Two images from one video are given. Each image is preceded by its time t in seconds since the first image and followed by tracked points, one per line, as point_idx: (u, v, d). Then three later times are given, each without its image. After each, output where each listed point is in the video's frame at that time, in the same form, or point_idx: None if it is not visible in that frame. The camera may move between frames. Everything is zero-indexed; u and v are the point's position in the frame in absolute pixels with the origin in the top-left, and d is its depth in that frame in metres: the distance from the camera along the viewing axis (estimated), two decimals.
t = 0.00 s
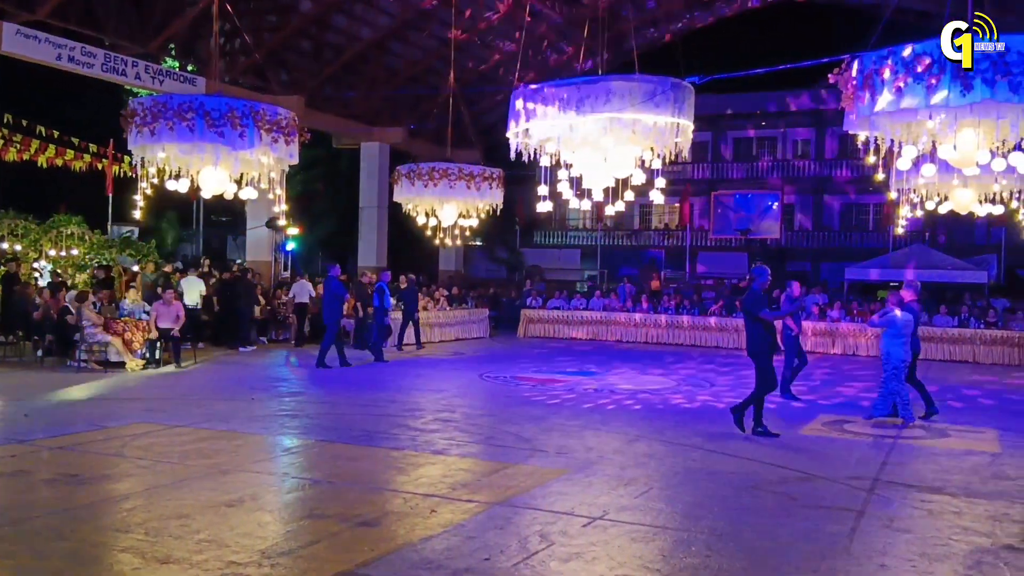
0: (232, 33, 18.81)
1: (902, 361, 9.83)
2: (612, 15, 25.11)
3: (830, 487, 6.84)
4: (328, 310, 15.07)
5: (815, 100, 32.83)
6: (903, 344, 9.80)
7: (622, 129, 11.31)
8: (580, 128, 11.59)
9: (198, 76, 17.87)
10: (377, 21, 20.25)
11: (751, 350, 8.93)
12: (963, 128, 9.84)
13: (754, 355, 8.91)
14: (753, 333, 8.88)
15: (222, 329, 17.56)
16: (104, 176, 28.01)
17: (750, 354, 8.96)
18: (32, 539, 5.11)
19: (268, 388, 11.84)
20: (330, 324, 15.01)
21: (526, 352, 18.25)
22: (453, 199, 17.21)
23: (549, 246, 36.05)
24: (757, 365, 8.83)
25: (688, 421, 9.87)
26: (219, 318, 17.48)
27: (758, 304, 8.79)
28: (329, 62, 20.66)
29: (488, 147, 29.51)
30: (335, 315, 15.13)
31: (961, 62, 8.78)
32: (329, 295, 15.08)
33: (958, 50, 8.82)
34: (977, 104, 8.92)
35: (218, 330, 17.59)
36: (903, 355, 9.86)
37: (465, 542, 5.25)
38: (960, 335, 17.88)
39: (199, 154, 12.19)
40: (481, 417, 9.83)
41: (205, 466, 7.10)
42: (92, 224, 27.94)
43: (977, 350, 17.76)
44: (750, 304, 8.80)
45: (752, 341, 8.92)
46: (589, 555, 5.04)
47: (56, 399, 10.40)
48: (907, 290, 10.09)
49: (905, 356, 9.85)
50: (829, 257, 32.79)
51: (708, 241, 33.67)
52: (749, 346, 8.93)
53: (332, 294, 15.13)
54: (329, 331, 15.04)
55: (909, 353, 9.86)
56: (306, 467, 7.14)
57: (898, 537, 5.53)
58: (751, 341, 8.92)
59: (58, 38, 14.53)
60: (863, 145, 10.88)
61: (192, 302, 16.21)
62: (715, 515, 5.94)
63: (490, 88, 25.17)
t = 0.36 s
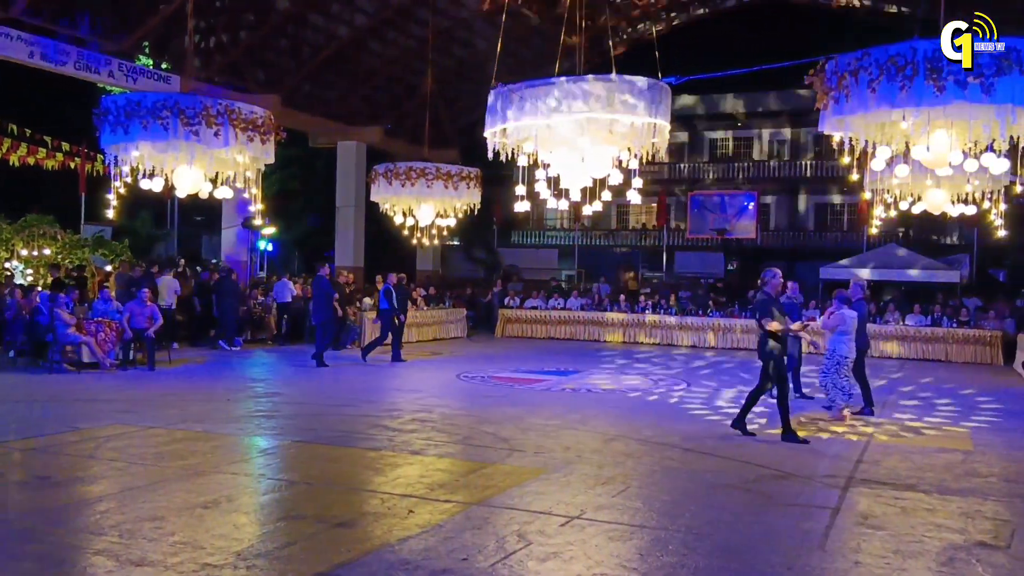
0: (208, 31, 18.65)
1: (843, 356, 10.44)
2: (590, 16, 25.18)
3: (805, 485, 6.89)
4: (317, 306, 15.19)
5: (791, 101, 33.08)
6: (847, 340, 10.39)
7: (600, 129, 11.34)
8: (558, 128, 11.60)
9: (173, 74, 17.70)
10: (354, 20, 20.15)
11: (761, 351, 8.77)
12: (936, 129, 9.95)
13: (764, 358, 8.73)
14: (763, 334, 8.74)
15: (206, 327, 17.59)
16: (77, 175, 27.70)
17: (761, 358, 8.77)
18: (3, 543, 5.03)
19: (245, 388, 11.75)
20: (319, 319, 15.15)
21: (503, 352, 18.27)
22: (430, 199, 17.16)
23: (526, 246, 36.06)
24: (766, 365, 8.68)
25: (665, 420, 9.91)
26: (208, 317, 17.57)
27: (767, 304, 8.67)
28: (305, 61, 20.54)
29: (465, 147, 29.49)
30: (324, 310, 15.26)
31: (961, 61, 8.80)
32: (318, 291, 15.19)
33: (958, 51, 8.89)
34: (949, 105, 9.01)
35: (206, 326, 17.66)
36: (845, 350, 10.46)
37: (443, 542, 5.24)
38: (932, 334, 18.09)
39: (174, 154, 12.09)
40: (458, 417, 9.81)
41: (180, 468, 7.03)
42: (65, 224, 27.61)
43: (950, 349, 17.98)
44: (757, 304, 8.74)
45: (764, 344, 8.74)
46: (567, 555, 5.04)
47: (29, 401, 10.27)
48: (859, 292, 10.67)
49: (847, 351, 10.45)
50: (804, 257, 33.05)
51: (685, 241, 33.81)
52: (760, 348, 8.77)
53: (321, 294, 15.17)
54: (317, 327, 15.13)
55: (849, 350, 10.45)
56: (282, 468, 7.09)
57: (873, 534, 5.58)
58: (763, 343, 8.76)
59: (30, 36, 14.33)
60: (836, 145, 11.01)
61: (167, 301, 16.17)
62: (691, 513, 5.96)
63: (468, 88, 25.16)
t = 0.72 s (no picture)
0: (187, 30, 18.50)
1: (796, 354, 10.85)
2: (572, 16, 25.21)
3: (786, 483, 6.92)
4: (311, 306, 15.06)
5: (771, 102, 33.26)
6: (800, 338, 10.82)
7: (582, 129, 11.33)
8: (540, 128, 11.58)
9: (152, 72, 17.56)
10: (335, 19, 20.06)
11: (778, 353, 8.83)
12: (915, 131, 10.01)
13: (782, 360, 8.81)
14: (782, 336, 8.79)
15: (191, 326, 17.51)
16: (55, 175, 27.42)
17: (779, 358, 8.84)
18: None
19: (225, 389, 11.66)
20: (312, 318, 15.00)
21: (486, 352, 18.25)
22: (413, 199, 17.11)
23: (509, 246, 36.02)
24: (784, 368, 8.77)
25: (647, 419, 9.94)
26: (194, 317, 17.51)
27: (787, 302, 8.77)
28: (286, 60, 20.44)
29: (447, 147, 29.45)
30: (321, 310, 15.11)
31: (961, 61, 8.84)
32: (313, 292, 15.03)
33: (958, 50, 8.90)
34: (928, 107, 9.11)
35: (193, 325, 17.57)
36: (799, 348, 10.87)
37: (425, 542, 5.22)
38: (911, 333, 18.24)
39: (153, 153, 12.01)
40: (441, 417, 9.79)
41: (160, 469, 6.97)
42: (43, 223, 27.33)
43: (928, 348, 18.13)
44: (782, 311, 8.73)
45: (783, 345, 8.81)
46: (549, 555, 5.03)
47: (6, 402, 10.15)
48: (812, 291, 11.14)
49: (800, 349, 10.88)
50: (785, 257, 33.23)
51: (667, 240, 33.88)
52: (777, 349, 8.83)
53: (317, 295, 15.02)
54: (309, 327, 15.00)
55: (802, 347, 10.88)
56: (264, 469, 7.05)
57: (853, 532, 5.61)
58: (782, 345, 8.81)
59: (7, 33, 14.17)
60: (816, 146, 11.05)
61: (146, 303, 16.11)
62: (673, 513, 5.98)
63: (450, 87, 25.12)
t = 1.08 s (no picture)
0: (172, 29, 18.39)
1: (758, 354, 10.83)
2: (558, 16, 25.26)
3: (772, 482, 6.96)
4: (318, 307, 14.96)
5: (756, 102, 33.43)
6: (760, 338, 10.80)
7: (568, 129, 11.33)
8: (525, 128, 11.57)
9: (136, 71, 17.43)
10: (321, 18, 20.00)
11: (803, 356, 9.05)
12: (898, 131, 10.07)
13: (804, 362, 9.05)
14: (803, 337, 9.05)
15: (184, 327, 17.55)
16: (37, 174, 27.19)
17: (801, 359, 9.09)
18: None
19: (209, 390, 11.59)
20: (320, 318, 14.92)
21: (472, 352, 18.23)
22: (399, 198, 17.08)
23: (495, 245, 35.98)
24: (811, 370, 8.96)
25: (633, 419, 9.96)
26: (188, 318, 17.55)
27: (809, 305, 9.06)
28: (271, 59, 20.35)
29: (433, 146, 29.43)
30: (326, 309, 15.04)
31: (962, 62, 8.99)
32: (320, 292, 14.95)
33: (958, 50, 9.03)
34: (911, 108, 9.18)
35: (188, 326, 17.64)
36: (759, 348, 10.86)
37: (411, 543, 5.22)
38: (894, 332, 18.35)
39: (137, 152, 11.92)
40: (426, 418, 9.77)
41: (144, 471, 6.92)
42: (24, 223, 27.09)
43: (911, 347, 18.25)
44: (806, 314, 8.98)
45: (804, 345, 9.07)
46: (535, 555, 5.03)
47: None
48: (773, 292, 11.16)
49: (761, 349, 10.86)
50: (770, 256, 33.36)
51: (652, 240, 33.93)
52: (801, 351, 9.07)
53: (321, 296, 15.03)
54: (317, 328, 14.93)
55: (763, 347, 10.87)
56: (248, 470, 7.01)
57: (838, 531, 5.64)
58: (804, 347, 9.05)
59: None
60: (800, 147, 11.12)
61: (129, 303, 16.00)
62: (658, 512, 6.00)
63: (436, 87, 25.12)
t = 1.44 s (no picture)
0: (160, 28, 18.31)
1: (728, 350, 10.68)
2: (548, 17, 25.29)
3: (761, 482, 6.97)
4: (325, 308, 15.15)
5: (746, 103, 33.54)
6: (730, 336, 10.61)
7: (558, 129, 11.33)
8: (515, 128, 11.57)
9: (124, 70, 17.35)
10: (310, 17, 19.96)
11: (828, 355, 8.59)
12: (887, 132, 10.12)
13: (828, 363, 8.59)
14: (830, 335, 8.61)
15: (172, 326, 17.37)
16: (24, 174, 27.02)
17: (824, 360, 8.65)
18: None
19: (197, 391, 11.53)
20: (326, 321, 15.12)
21: (461, 352, 18.22)
22: (388, 198, 17.06)
23: (484, 246, 35.95)
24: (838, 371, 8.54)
25: (622, 419, 9.96)
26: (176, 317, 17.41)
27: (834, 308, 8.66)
28: (260, 58, 20.30)
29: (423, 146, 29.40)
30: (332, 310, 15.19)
31: (961, 62, 9.07)
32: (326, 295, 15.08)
33: (958, 51, 9.11)
34: (900, 108, 9.22)
35: (179, 325, 17.54)
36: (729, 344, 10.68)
37: (400, 543, 5.21)
38: (883, 332, 18.42)
39: (125, 151, 11.86)
40: (416, 418, 9.75)
41: (132, 472, 6.88)
42: (11, 223, 26.91)
43: (900, 347, 18.31)
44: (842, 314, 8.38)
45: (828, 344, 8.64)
46: (525, 555, 5.03)
47: None
48: (744, 290, 10.90)
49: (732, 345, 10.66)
50: (759, 256, 33.44)
51: (642, 240, 33.95)
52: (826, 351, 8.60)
53: (332, 298, 15.29)
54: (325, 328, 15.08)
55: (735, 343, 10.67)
56: (236, 471, 6.98)
57: (826, 529, 5.66)
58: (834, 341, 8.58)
59: None
60: (789, 147, 11.16)
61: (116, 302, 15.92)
62: (648, 511, 6.00)
63: (426, 87, 25.11)
